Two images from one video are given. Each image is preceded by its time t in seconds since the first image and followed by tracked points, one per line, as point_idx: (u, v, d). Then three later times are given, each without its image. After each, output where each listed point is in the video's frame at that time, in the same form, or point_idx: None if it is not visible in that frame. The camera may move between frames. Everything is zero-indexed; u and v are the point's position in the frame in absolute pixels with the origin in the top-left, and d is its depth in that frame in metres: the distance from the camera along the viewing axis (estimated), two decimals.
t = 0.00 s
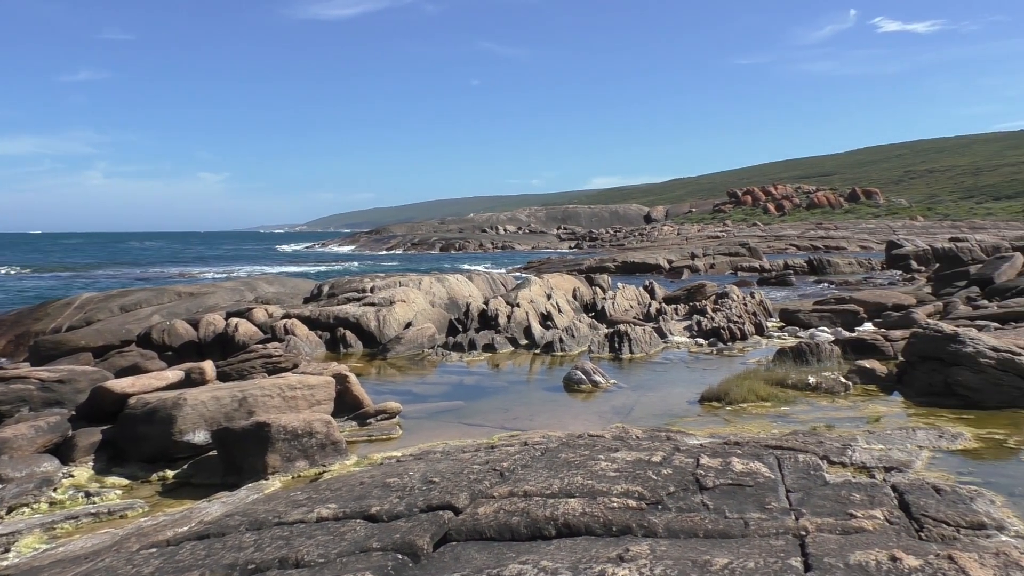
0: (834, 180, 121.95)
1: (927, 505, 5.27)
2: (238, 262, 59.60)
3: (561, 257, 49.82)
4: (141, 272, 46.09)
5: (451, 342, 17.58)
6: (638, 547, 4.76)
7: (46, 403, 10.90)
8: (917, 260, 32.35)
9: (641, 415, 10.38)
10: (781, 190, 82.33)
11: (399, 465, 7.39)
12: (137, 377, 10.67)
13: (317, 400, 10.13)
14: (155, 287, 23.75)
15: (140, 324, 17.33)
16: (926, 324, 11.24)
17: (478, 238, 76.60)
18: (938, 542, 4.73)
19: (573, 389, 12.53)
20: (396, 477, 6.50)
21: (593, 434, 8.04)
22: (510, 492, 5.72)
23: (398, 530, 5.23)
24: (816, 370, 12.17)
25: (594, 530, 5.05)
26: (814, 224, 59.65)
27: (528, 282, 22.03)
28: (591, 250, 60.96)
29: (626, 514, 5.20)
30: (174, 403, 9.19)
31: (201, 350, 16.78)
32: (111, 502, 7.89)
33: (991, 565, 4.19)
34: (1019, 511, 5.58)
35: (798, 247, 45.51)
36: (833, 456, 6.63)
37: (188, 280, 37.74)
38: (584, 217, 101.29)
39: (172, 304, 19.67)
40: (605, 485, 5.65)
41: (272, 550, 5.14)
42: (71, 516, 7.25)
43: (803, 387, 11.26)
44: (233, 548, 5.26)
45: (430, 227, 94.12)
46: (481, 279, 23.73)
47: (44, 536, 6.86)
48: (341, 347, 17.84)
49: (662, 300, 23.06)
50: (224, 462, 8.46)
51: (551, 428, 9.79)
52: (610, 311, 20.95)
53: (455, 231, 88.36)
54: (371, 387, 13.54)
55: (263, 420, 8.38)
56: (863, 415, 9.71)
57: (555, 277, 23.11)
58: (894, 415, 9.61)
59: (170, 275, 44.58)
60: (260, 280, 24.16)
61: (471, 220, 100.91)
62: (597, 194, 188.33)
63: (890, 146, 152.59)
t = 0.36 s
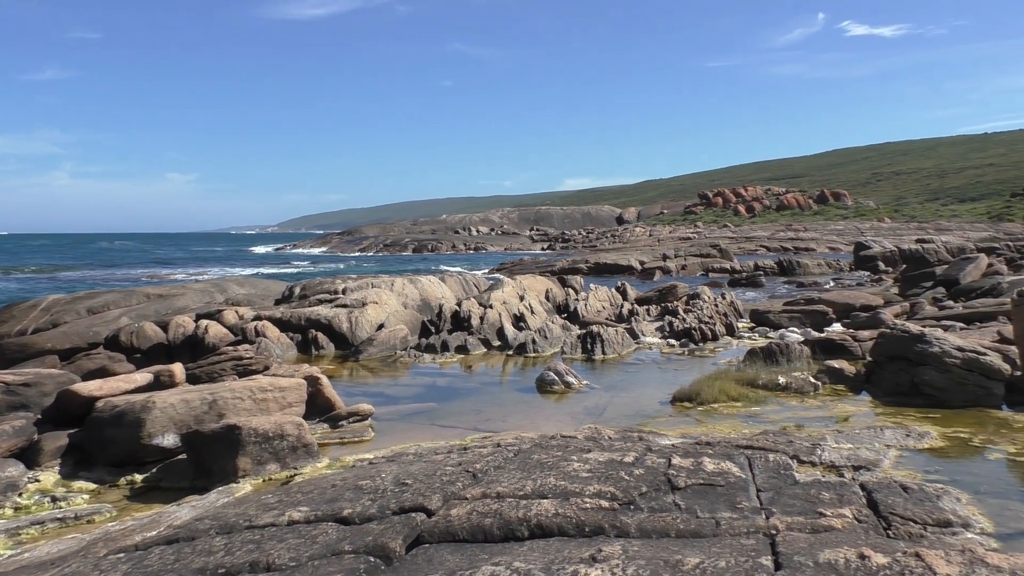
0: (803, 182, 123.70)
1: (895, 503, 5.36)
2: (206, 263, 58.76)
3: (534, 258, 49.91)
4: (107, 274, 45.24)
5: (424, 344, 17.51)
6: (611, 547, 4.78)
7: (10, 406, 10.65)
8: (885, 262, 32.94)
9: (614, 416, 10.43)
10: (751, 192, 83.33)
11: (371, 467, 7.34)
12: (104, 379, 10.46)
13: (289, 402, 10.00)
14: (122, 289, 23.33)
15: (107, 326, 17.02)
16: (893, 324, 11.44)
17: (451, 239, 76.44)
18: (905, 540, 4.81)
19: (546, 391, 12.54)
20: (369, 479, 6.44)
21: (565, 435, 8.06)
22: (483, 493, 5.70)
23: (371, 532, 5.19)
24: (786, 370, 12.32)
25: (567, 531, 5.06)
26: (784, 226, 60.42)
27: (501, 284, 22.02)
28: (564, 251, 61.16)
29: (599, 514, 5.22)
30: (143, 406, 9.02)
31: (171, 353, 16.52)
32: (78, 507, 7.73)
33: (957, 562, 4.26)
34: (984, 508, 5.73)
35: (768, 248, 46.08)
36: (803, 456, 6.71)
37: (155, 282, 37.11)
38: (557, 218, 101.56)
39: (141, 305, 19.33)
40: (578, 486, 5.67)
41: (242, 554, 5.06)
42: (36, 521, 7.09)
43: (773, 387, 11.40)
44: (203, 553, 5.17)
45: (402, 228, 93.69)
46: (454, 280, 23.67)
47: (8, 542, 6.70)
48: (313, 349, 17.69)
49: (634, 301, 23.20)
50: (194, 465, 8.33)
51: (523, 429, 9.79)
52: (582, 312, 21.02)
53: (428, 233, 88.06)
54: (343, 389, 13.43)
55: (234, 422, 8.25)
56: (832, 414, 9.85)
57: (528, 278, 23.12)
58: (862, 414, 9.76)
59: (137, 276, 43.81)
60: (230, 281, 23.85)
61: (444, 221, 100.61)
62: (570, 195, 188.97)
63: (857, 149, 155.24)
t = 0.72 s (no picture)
0: (765, 184, 125.66)
1: (856, 500, 5.46)
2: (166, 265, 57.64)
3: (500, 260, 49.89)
4: (63, 276, 44.11)
5: (390, 346, 17.39)
6: (577, 548, 4.79)
7: None
8: (845, 262, 33.61)
9: (580, 417, 10.47)
10: (715, 194, 84.35)
11: (337, 470, 7.26)
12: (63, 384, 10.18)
13: (253, 406, 9.82)
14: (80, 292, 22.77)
15: (65, 329, 16.59)
16: (854, 324, 11.66)
17: (417, 240, 76.09)
18: (866, 537, 4.91)
19: (512, 392, 12.54)
20: (335, 483, 6.36)
21: (531, 437, 8.07)
22: (450, 496, 5.66)
23: (337, 536, 5.14)
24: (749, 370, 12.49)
25: (534, 533, 5.06)
26: (747, 228, 61.29)
27: (468, 285, 21.96)
28: (530, 252, 61.30)
29: (565, 515, 5.23)
30: (103, 411, 8.80)
31: (132, 356, 16.12)
32: (35, 514, 7.51)
33: (917, 557, 4.34)
34: (941, 504, 5.88)
35: (732, 249, 46.70)
36: (767, 455, 6.81)
37: (114, 284, 36.28)
38: (522, 220, 101.75)
39: (101, 309, 18.89)
40: (545, 487, 5.67)
41: (205, 560, 4.97)
42: None
43: (737, 387, 11.55)
44: (166, 560, 5.06)
45: (367, 230, 93.02)
46: (420, 282, 23.55)
47: None
48: (278, 351, 17.46)
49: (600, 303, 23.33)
50: (156, 470, 8.15)
51: (490, 431, 9.78)
52: (549, 314, 21.08)
53: (394, 234, 87.52)
54: (308, 392, 13.27)
55: (197, 427, 8.09)
56: (795, 413, 10.03)
57: (495, 280, 23.11)
58: (824, 413, 9.95)
59: (94, 279, 42.79)
60: (192, 284, 23.43)
61: (410, 223, 100.12)
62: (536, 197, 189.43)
63: (817, 152, 158.19)
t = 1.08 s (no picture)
0: (729, 186, 127.36)
1: (819, 498, 5.55)
2: (126, 266, 56.48)
3: (467, 262, 49.82)
4: (18, 279, 42.90)
5: (356, 348, 17.23)
6: (545, 549, 4.79)
7: None
8: (808, 264, 34.19)
9: (547, 418, 10.49)
10: (680, 196, 85.28)
11: (303, 473, 7.16)
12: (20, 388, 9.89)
13: (218, 409, 9.62)
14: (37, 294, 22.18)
15: (22, 333, 16.14)
16: (817, 324, 11.86)
17: (383, 242, 75.51)
18: (829, 534, 5.00)
19: (479, 394, 12.51)
20: (301, 486, 6.28)
21: (498, 438, 8.05)
22: (417, 498, 5.62)
23: (303, 540, 5.08)
24: (714, 370, 12.64)
25: (501, 535, 5.04)
26: (712, 229, 62.04)
27: (435, 286, 21.86)
28: (497, 254, 61.27)
29: (533, 516, 5.23)
30: (62, 415, 8.56)
31: (93, 359, 15.73)
32: None
33: (878, 555, 4.41)
34: (902, 501, 6.01)
35: (697, 251, 47.25)
36: (733, 454, 6.89)
37: (71, 287, 35.40)
38: (489, 222, 101.75)
39: (59, 312, 18.43)
40: (512, 488, 5.66)
41: (168, 566, 4.87)
42: None
43: (703, 387, 11.68)
44: (127, 566, 4.94)
45: (333, 231, 92.17)
46: (387, 284, 23.39)
47: None
48: (242, 354, 17.19)
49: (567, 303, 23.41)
50: (118, 475, 7.95)
51: (456, 433, 9.74)
52: (515, 315, 21.09)
53: (360, 235, 86.79)
54: (274, 395, 13.09)
55: (160, 430, 7.92)
56: (759, 413, 10.17)
57: (462, 281, 23.04)
58: (788, 413, 10.10)
59: (51, 281, 41.72)
60: (154, 286, 22.97)
61: (376, 224, 99.44)
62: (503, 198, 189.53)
63: (779, 155, 160.82)
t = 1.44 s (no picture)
0: (693, 188, 128.81)
1: (782, 497, 5.64)
2: (85, 269, 55.23)
3: (434, 263, 49.72)
4: None
5: (322, 350, 17.05)
6: (512, 550, 4.78)
7: None
8: (771, 265, 34.73)
9: (514, 420, 10.48)
10: (645, 198, 86.02)
11: (267, 477, 7.06)
12: None
13: (180, 413, 9.44)
14: None
15: None
16: (780, 325, 12.05)
17: (348, 244, 74.83)
18: (792, 532, 5.07)
19: (446, 396, 12.46)
20: (266, 490, 6.18)
21: (465, 440, 8.03)
22: (383, 501, 5.57)
23: (267, 544, 5.01)
24: (679, 370, 12.76)
25: (468, 536, 5.03)
26: (677, 231, 62.67)
27: (401, 288, 21.72)
28: (464, 255, 61.14)
29: (500, 518, 5.21)
30: (19, 421, 8.32)
31: (51, 364, 15.34)
32: None
33: (840, 552, 4.49)
34: (863, 499, 6.12)
35: (662, 252, 47.70)
36: (697, 454, 6.96)
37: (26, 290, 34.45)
38: (456, 223, 101.52)
39: (15, 315, 17.93)
40: (479, 490, 5.64)
41: (129, 573, 4.77)
42: None
43: (669, 388, 11.79)
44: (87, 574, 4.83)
45: (298, 233, 91.08)
46: (352, 285, 23.18)
47: None
48: (205, 357, 16.89)
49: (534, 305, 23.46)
50: (78, 481, 7.75)
51: (423, 435, 9.69)
52: (482, 317, 21.07)
53: (325, 237, 85.86)
54: (237, 398, 12.88)
55: (121, 435, 7.72)
56: (724, 413, 10.29)
57: (428, 283, 22.94)
58: (752, 412, 10.24)
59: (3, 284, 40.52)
60: (114, 288, 22.45)
61: (342, 225, 98.55)
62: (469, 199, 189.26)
63: (742, 158, 163.17)
